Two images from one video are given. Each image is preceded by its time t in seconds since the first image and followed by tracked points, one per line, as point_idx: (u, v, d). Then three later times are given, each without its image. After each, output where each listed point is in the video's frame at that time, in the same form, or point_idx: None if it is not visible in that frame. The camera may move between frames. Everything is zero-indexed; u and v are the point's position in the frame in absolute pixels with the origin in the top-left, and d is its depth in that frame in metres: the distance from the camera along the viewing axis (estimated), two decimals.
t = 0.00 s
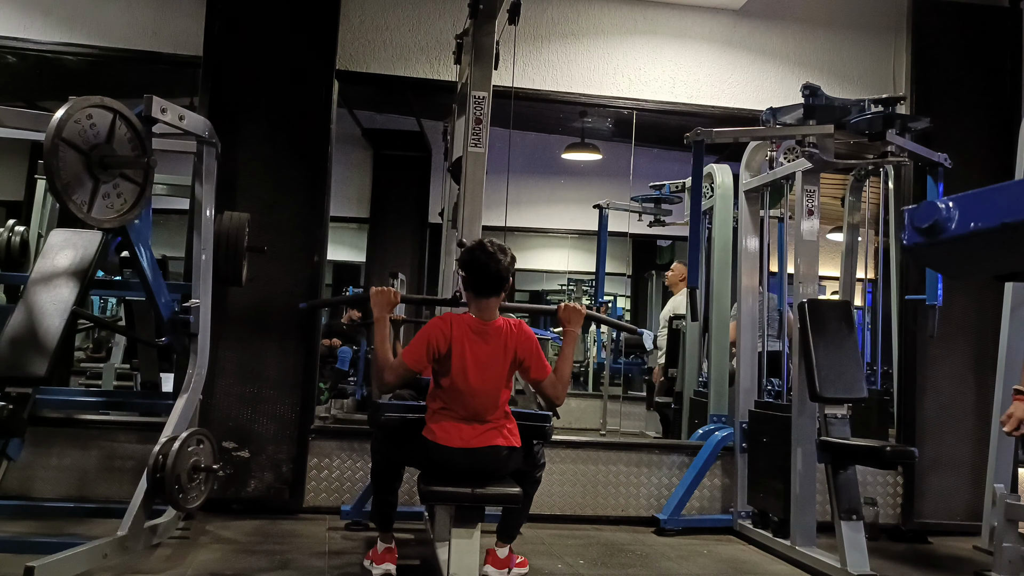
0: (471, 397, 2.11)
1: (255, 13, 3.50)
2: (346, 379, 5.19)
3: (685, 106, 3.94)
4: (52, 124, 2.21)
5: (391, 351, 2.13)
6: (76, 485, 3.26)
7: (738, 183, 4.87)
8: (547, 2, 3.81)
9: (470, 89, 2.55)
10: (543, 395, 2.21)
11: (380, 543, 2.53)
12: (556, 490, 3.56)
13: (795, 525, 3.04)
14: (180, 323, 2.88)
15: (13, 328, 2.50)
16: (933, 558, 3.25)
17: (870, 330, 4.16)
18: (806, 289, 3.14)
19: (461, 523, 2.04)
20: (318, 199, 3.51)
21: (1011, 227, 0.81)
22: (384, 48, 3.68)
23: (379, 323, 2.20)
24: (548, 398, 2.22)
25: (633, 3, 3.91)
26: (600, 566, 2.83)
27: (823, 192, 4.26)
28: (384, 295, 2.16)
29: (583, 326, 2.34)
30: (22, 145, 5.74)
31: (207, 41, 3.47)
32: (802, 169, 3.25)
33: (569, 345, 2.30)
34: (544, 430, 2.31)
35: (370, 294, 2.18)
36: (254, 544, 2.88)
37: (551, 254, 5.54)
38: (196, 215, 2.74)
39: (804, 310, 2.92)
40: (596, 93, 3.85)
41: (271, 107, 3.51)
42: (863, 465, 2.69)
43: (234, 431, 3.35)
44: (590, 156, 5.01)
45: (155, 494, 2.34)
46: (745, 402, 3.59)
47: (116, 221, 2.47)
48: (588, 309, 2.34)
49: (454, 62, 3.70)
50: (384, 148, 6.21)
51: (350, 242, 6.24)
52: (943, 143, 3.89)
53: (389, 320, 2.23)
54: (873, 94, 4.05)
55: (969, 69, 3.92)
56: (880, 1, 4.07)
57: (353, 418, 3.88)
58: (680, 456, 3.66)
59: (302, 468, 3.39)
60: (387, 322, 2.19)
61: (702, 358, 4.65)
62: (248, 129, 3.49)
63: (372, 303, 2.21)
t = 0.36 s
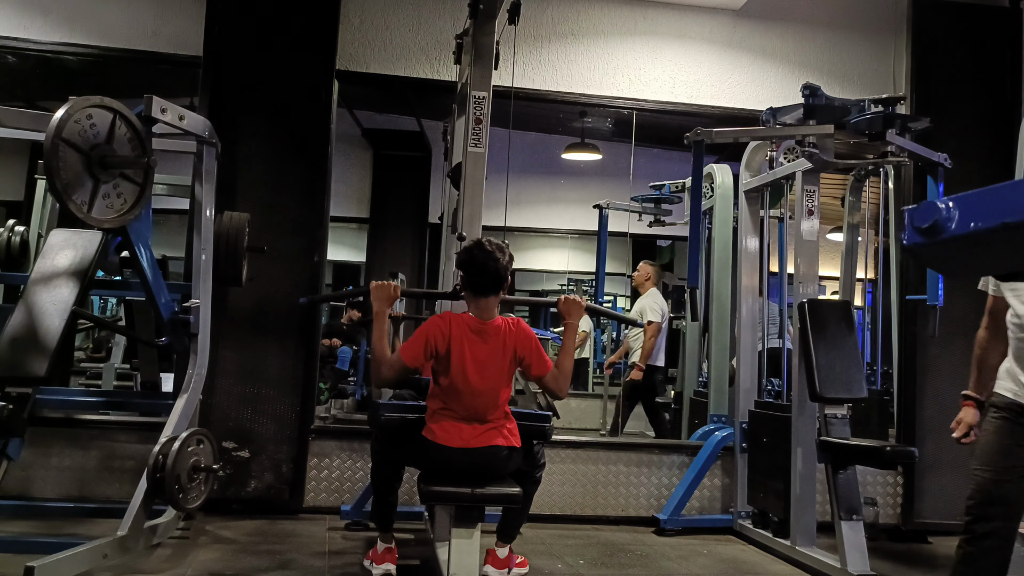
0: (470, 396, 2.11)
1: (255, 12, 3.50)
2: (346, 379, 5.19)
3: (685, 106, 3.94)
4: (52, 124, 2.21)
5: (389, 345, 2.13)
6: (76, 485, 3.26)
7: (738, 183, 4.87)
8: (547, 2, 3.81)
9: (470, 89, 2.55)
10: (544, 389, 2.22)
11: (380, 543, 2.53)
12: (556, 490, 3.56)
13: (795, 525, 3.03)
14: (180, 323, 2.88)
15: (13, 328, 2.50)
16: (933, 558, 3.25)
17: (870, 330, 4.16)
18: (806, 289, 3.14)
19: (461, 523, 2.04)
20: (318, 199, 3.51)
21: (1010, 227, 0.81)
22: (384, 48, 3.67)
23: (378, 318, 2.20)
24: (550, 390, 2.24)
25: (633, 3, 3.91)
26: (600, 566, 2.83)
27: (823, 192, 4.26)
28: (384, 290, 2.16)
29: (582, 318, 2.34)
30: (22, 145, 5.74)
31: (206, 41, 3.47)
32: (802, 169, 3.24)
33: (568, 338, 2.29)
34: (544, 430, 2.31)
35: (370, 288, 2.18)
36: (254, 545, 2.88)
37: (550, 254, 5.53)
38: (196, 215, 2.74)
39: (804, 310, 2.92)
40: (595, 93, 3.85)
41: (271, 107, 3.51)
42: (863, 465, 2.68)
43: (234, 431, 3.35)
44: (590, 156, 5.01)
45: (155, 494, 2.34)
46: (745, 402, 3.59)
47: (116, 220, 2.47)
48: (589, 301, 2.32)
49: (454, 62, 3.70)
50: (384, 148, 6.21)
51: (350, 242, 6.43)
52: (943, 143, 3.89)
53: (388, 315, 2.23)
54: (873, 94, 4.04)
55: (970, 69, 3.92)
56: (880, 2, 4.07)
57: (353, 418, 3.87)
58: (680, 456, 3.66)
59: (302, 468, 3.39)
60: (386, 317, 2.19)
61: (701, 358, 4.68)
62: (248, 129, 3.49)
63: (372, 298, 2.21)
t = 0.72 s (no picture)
0: (470, 394, 2.11)
1: (255, 12, 3.50)
2: (345, 379, 5.18)
3: (685, 106, 3.94)
4: (52, 124, 2.21)
5: (386, 336, 2.12)
6: (76, 485, 3.26)
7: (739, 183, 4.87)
8: (546, 2, 3.81)
9: (470, 89, 2.55)
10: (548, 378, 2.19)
11: (380, 543, 2.53)
12: (556, 490, 3.56)
13: (795, 525, 3.04)
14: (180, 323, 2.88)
15: (13, 328, 2.50)
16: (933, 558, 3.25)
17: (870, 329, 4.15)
18: (806, 289, 3.14)
19: (461, 523, 2.04)
20: (318, 199, 3.51)
21: (1011, 226, 0.80)
22: (383, 49, 3.67)
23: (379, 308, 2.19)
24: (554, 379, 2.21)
25: (633, 3, 3.91)
26: (600, 566, 2.82)
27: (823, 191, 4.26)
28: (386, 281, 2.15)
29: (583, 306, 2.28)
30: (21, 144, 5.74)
31: (206, 41, 3.47)
32: (802, 169, 3.23)
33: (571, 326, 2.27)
34: (543, 430, 2.31)
35: (371, 278, 2.16)
36: (254, 545, 2.88)
37: (550, 253, 5.51)
38: (196, 215, 2.75)
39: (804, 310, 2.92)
40: (595, 93, 3.85)
41: (271, 107, 3.51)
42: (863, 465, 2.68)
43: (234, 431, 3.36)
44: (590, 156, 5.01)
45: (155, 494, 2.34)
46: (745, 402, 3.59)
47: (116, 220, 2.47)
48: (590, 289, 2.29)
49: (454, 62, 3.70)
50: (383, 148, 6.21)
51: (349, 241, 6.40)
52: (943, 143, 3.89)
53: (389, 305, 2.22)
54: (873, 94, 4.04)
55: (970, 69, 3.91)
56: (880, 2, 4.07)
57: (352, 417, 3.88)
58: (680, 456, 3.66)
59: (302, 468, 3.39)
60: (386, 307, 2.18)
61: (702, 358, 4.71)
62: (248, 129, 3.49)
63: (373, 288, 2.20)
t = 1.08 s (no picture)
0: (469, 392, 2.11)
1: (255, 12, 3.50)
2: (345, 379, 5.18)
3: (685, 106, 3.94)
4: (52, 124, 2.21)
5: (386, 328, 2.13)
6: (76, 485, 3.26)
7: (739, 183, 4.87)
8: (546, 3, 3.81)
9: (470, 89, 2.54)
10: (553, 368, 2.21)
11: (380, 543, 2.53)
12: (556, 490, 3.56)
13: (795, 525, 3.04)
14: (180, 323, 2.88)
15: (13, 329, 2.50)
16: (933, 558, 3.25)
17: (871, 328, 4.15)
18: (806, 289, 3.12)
19: (461, 523, 2.04)
20: (318, 199, 3.51)
21: (1011, 226, 0.81)
22: (384, 49, 3.67)
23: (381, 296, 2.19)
24: (558, 369, 2.25)
25: (633, 3, 3.91)
26: (601, 566, 2.82)
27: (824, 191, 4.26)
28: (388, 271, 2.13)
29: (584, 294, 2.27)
30: (22, 144, 5.74)
31: (206, 40, 3.47)
32: (802, 169, 3.19)
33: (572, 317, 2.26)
34: (543, 430, 2.30)
35: (374, 266, 2.14)
36: (253, 545, 2.88)
37: (550, 254, 5.65)
38: (196, 215, 2.75)
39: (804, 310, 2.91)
40: (595, 93, 3.85)
41: (271, 107, 3.51)
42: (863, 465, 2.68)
43: (234, 431, 3.36)
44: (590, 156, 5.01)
45: (155, 494, 2.34)
46: (745, 402, 3.58)
47: (116, 220, 2.47)
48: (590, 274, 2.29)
49: (454, 62, 3.70)
50: (383, 148, 6.21)
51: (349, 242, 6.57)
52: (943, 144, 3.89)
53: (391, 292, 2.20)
54: (873, 94, 4.04)
55: (969, 69, 3.92)
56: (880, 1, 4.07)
57: (352, 417, 3.88)
58: (680, 456, 3.66)
59: (302, 468, 3.39)
60: (388, 295, 2.18)
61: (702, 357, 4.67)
62: (248, 129, 3.49)
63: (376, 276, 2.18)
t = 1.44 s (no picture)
0: (470, 390, 2.12)
1: (255, 13, 3.50)
2: (345, 379, 5.18)
3: (685, 106, 3.94)
4: (52, 124, 2.21)
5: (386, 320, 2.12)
6: (76, 485, 3.26)
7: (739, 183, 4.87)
8: (546, 3, 3.81)
9: (470, 89, 2.54)
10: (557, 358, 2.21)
11: (380, 543, 2.53)
12: (556, 490, 3.56)
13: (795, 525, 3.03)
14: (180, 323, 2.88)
15: (13, 328, 2.50)
16: (933, 558, 3.24)
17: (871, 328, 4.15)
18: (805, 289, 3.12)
19: (461, 523, 2.04)
20: (318, 199, 3.51)
21: (1011, 226, 0.81)
22: (384, 48, 3.67)
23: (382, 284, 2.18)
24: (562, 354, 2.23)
25: (633, 3, 3.91)
26: (601, 566, 2.82)
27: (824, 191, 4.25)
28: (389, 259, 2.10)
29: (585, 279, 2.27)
30: (22, 144, 5.74)
31: (206, 40, 3.46)
32: (802, 168, 3.21)
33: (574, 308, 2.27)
34: (543, 430, 2.31)
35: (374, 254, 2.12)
36: (253, 545, 2.88)
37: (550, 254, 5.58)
38: (196, 215, 2.75)
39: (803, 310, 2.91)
40: (595, 93, 3.85)
41: (271, 107, 3.51)
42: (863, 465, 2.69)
43: (234, 431, 3.36)
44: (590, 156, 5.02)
45: (155, 494, 2.34)
46: (745, 402, 3.58)
47: (116, 221, 2.47)
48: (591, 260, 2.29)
49: (454, 62, 3.70)
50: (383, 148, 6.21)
51: (349, 242, 6.62)
52: (943, 144, 3.89)
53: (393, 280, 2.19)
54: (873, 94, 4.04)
55: (970, 70, 3.91)
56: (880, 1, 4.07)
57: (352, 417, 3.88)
58: (680, 456, 3.67)
59: (302, 468, 3.39)
60: (389, 284, 2.16)
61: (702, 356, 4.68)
62: (248, 129, 3.49)
63: (378, 265, 2.16)
